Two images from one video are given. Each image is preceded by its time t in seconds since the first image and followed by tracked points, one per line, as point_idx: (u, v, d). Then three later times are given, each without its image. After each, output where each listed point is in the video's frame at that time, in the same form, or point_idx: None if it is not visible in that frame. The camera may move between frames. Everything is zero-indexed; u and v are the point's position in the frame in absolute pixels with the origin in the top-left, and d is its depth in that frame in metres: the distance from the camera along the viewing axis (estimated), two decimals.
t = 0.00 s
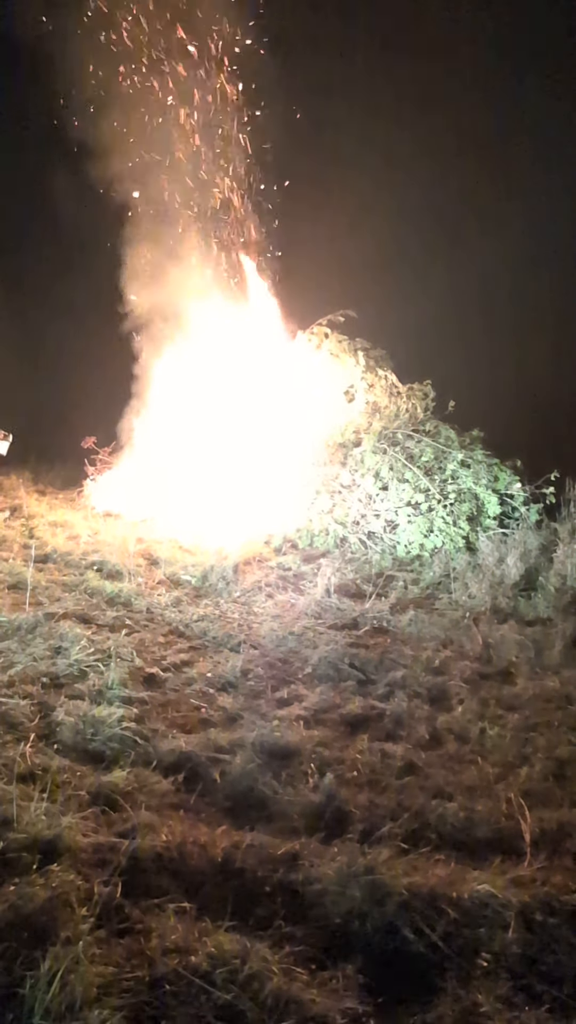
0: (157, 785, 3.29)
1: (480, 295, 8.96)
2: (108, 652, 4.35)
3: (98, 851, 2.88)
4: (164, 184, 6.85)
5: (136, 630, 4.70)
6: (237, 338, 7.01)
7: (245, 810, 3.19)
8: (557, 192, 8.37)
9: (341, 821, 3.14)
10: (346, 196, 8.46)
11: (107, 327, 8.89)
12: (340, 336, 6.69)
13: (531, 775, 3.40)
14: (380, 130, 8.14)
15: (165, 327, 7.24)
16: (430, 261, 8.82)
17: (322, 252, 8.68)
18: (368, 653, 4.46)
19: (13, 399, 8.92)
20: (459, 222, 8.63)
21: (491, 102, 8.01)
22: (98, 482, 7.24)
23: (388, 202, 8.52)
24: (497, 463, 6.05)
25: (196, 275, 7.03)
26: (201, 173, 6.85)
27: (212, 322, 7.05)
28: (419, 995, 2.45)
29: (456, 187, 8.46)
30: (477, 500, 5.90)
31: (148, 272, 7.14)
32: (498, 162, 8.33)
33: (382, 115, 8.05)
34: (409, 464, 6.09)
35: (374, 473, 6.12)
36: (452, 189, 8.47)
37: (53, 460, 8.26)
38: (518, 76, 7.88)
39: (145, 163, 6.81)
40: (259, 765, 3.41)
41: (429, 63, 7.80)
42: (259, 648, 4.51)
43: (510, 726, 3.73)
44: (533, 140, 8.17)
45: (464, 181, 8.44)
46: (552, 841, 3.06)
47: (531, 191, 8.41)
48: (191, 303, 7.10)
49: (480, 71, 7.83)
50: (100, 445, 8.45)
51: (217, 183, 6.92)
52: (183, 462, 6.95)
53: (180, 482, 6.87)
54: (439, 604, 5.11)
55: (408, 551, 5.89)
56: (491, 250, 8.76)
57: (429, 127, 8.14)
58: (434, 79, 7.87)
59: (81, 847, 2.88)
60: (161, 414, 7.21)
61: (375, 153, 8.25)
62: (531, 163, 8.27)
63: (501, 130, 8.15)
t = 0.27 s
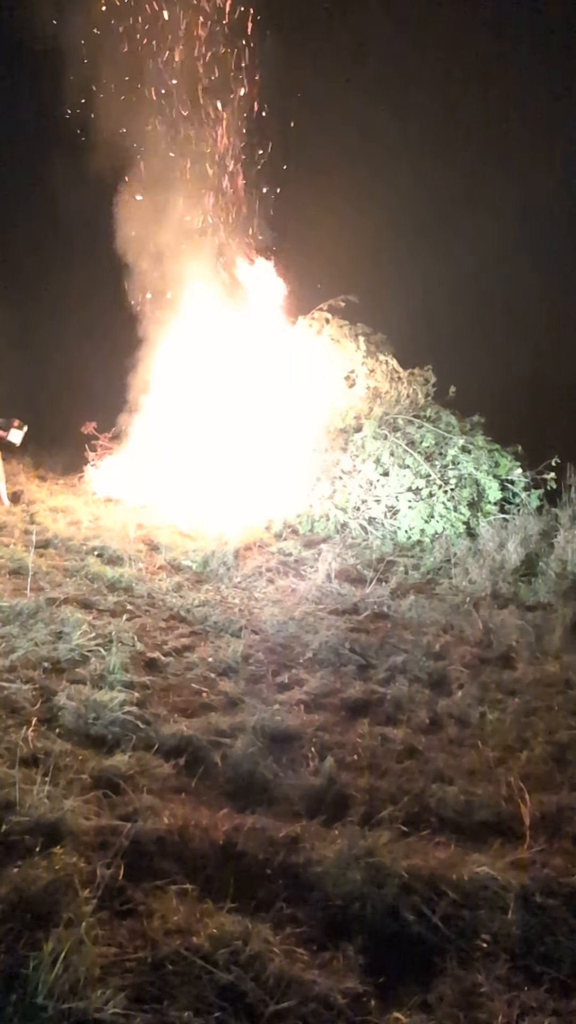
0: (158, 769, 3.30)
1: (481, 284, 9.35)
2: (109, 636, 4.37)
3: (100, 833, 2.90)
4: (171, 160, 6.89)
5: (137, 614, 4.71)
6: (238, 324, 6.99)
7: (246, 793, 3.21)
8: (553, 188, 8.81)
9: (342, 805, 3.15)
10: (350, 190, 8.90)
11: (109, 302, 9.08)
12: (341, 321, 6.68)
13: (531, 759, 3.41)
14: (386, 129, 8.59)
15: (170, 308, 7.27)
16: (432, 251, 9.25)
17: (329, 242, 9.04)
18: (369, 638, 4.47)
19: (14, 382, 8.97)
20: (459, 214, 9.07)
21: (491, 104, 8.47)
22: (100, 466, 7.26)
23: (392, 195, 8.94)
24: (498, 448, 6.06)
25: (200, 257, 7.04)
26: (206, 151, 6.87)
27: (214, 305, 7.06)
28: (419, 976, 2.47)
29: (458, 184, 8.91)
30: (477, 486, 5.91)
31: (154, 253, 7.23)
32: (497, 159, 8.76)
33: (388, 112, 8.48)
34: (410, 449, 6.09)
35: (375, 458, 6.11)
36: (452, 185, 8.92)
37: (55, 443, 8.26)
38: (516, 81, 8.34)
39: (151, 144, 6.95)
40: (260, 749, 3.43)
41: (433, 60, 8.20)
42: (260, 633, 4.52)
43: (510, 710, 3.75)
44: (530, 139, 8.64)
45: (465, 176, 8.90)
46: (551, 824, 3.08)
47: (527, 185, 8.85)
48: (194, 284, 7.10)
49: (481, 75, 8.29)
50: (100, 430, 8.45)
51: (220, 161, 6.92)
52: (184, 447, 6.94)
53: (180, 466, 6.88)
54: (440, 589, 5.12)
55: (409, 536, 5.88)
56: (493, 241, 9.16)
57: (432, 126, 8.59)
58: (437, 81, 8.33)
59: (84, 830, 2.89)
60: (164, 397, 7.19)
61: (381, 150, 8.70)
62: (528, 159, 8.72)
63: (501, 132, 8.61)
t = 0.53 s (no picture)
0: (160, 752, 3.32)
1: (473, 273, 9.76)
2: (110, 621, 4.38)
3: (103, 816, 2.92)
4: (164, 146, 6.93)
5: (138, 599, 4.72)
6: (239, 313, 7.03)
7: (248, 776, 3.23)
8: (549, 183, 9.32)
9: (343, 788, 3.17)
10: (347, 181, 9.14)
11: (107, 288, 9.22)
12: (341, 305, 6.66)
13: (531, 742, 3.43)
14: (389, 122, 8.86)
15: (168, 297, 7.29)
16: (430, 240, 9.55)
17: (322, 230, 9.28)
18: (370, 623, 4.49)
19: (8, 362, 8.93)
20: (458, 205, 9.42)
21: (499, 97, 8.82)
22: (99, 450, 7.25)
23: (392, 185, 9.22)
24: (499, 433, 6.07)
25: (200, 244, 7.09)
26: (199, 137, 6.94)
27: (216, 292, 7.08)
28: (420, 955, 2.50)
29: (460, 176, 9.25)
30: (478, 470, 5.91)
31: (154, 239, 7.27)
32: (496, 151, 9.13)
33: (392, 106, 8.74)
34: (410, 434, 6.08)
35: (375, 443, 6.09)
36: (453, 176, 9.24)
37: (55, 428, 8.26)
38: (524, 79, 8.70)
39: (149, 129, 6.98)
40: (261, 732, 3.44)
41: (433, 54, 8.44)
42: (261, 617, 4.54)
43: (510, 694, 3.77)
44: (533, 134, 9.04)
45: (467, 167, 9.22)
46: (551, 807, 3.10)
47: (524, 177, 9.26)
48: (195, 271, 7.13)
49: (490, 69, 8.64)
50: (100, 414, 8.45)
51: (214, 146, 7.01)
52: (183, 432, 6.95)
53: (180, 451, 6.90)
54: (440, 574, 5.13)
55: (409, 521, 5.87)
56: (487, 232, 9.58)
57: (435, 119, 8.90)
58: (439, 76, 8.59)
59: (86, 812, 2.92)
60: (163, 382, 7.18)
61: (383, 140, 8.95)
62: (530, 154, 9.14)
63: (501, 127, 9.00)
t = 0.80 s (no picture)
0: (161, 741, 3.34)
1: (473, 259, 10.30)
2: (111, 610, 4.40)
3: (104, 804, 2.94)
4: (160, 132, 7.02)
5: (139, 588, 4.73)
6: (238, 298, 6.94)
7: (247, 765, 3.24)
8: (545, 177, 9.88)
9: (342, 776, 3.19)
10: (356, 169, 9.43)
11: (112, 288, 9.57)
12: (341, 295, 6.66)
13: (530, 731, 3.44)
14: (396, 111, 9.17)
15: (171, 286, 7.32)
16: (433, 226, 10.04)
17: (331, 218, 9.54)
18: (369, 612, 4.50)
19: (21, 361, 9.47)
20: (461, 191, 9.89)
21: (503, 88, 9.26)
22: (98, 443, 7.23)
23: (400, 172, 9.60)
24: (499, 423, 6.08)
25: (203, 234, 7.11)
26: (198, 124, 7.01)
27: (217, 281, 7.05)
28: (418, 941, 2.52)
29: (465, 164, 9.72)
30: (478, 459, 5.92)
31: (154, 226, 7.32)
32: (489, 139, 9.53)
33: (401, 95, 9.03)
34: (410, 423, 6.07)
35: (376, 432, 6.09)
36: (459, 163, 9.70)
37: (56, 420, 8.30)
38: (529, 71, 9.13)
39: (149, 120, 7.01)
40: (261, 721, 3.46)
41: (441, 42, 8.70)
42: (261, 606, 4.55)
43: (509, 683, 3.78)
44: (536, 126, 9.51)
45: (471, 155, 9.70)
46: (550, 795, 3.11)
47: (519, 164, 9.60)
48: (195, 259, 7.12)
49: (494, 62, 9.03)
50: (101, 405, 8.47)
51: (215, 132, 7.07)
52: (183, 422, 6.93)
53: (179, 438, 6.91)
54: (440, 563, 5.14)
55: (410, 510, 5.88)
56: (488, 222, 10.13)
57: (442, 109, 9.28)
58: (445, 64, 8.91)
59: (88, 800, 2.93)
60: (163, 372, 7.16)
61: (392, 129, 9.30)
62: (533, 146, 9.63)
63: (506, 119, 9.49)
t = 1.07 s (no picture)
0: (163, 733, 3.35)
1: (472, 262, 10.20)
2: (112, 604, 4.40)
3: (106, 796, 2.95)
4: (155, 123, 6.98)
5: (140, 581, 4.74)
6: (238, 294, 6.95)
7: (249, 758, 3.26)
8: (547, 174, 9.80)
9: (344, 769, 3.20)
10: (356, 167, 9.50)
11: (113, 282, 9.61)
12: (343, 287, 6.62)
13: (530, 724, 3.45)
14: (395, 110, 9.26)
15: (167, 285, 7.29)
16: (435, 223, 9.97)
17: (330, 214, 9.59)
18: (370, 606, 4.51)
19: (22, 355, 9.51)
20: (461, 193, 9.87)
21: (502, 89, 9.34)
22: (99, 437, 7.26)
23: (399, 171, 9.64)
24: (500, 417, 6.08)
25: (202, 233, 7.07)
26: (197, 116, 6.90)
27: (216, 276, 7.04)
28: (419, 933, 2.53)
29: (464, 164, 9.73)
30: (479, 453, 5.93)
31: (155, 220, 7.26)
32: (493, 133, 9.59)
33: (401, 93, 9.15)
34: (412, 417, 6.04)
35: (376, 426, 6.06)
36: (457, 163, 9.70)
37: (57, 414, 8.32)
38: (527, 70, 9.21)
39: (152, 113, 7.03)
40: (263, 714, 3.47)
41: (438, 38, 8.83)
42: (262, 600, 4.56)
43: (509, 676, 3.79)
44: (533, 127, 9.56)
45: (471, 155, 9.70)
46: (550, 788, 3.12)
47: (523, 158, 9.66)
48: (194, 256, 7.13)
49: (493, 59, 9.13)
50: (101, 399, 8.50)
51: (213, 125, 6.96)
52: (185, 416, 6.95)
53: (180, 433, 6.92)
54: (441, 556, 5.15)
55: (410, 504, 5.88)
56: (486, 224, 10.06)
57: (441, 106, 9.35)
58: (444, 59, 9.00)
59: (90, 793, 2.95)
60: (163, 366, 7.16)
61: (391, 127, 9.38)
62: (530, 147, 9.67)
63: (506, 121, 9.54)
